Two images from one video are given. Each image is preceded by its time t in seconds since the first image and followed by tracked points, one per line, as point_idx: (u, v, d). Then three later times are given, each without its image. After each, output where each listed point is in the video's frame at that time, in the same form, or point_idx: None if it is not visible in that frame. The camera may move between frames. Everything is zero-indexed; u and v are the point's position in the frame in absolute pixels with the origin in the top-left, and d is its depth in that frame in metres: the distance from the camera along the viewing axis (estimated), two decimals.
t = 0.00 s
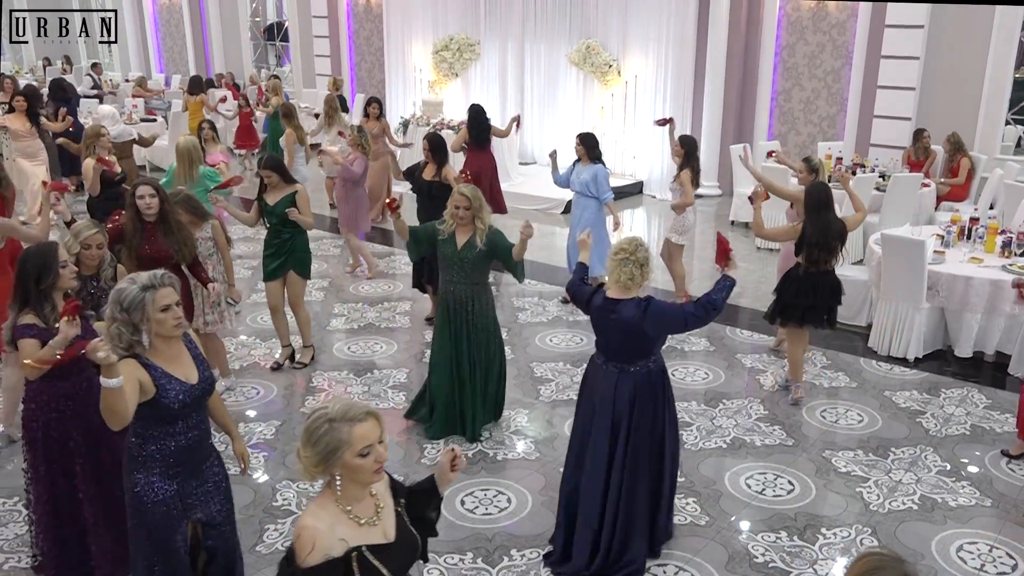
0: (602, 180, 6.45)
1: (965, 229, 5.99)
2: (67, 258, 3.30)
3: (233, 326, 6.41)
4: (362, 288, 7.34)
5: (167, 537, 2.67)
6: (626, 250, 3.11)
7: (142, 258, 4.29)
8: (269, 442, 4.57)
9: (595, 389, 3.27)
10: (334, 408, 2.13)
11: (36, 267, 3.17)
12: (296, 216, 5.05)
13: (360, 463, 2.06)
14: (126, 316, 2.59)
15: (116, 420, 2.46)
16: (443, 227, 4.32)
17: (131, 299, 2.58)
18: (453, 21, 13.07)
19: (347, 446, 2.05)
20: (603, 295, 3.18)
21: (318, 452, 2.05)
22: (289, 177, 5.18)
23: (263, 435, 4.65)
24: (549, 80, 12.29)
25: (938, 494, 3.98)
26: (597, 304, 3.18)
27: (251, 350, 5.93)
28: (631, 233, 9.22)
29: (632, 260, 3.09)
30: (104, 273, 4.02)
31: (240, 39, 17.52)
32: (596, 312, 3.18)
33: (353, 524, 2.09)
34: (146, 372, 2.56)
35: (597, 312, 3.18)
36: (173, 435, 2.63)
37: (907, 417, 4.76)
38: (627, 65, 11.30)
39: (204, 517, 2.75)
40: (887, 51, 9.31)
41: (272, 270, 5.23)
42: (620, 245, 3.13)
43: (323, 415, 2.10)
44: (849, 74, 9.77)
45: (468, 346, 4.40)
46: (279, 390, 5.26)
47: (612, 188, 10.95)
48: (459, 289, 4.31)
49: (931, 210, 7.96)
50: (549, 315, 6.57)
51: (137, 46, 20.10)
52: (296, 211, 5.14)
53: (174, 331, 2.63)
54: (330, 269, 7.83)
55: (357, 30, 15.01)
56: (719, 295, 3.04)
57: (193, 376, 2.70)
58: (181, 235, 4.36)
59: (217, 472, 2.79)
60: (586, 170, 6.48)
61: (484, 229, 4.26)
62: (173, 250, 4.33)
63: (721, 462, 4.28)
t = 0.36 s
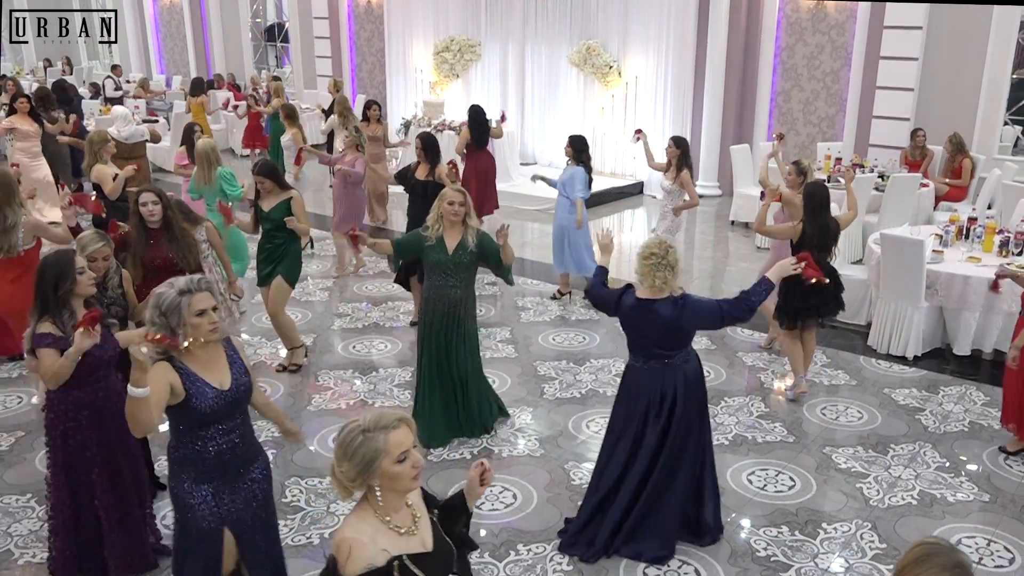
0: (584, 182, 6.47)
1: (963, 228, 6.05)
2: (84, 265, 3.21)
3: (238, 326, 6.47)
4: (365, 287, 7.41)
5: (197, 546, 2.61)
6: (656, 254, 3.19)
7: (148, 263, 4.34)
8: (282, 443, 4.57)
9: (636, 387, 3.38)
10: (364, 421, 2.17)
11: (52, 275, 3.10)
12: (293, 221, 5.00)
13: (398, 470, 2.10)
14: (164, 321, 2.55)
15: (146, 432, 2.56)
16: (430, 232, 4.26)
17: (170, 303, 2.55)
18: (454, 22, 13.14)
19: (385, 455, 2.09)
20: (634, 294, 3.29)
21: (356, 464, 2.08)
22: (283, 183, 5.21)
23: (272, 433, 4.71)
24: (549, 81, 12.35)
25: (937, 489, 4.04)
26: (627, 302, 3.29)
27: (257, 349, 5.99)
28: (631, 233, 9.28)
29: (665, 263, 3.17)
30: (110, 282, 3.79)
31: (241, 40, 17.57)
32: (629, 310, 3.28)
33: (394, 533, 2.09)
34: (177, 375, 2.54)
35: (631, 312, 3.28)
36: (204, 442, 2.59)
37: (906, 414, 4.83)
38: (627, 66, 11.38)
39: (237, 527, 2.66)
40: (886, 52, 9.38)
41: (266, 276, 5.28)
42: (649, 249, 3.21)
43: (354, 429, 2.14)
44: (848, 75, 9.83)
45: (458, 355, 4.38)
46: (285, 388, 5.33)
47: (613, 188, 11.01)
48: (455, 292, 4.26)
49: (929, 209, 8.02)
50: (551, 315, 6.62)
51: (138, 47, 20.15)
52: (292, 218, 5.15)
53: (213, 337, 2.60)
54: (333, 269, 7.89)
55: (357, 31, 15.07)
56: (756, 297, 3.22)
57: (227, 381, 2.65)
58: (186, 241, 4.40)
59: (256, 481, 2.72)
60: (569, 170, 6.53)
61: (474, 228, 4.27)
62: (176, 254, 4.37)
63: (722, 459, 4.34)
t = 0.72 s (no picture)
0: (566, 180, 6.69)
1: (962, 228, 6.12)
2: (103, 267, 3.17)
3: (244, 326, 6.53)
4: (369, 287, 7.47)
5: (220, 546, 2.67)
6: (681, 248, 3.23)
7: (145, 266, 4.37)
8: (292, 445, 4.62)
9: (656, 375, 3.44)
10: (420, 417, 2.19)
11: (67, 274, 3.09)
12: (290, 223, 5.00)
13: (447, 471, 2.11)
14: (189, 324, 2.57)
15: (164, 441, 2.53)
16: (430, 240, 4.23)
17: (195, 306, 2.56)
18: (456, 23, 13.19)
19: (437, 455, 2.09)
20: (659, 290, 3.33)
21: (408, 460, 2.08)
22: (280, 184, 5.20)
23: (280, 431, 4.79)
24: (549, 82, 12.42)
25: (936, 485, 4.11)
26: (653, 298, 3.32)
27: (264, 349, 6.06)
28: (632, 233, 9.35)
29: (689, 255, 3.22)
30: (117, 279, 3.75)
31: (240, 41, 17.63)
32: (655, 306, 3.32)
33: (437, 529, 2.12)
34: (197, 381, 2.56)
35: (659, 307, 3.32)
36: (232, 441, 2.62)
37: (905, 411, 4.90)
38: (628, 67, 11.45)
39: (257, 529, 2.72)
40: (885, 52, 9.45)
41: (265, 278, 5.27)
42: (673, 245, 3.25)
43: (409, 424, 2.14)
44: (847, 76, 9.90)
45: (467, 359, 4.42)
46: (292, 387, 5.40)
47: (614, 189, 11.08)
48: (466, 293, 4.34)
49: (928, 210, 8.10)
50: (552, 315, 6.68)
51: (138, 49, 20.21)
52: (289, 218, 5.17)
53: (234, 344, 2.59)
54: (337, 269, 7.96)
55: (359, 32, 15.13)
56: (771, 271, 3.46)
57: (248, 387, 2.65)
58: (188, 244, 4.38)
59: (281, 485, 2.76)
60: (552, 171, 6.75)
61: (472, 226, 4.35)
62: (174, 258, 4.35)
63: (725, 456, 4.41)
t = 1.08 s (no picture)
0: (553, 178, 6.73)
1: (958, 228, 6.18)
2: (107, 275, 3.19)
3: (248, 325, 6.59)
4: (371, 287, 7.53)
5: (215, 556, 2.64)
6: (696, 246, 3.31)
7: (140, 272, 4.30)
8: (294, 442, 4.68)
9: (668, 369, 3.49)
10: (483, 412, 2.24)
11: (72, 280, 3.11)
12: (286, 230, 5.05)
13: (511, 465, 2.17)
14: (201, 334, 2.56)
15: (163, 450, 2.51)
16: (441, 243, 4.26)
17: (207, 315, 2.55)
18: (455, 25, 13.24)
19: (502, 449, 2.16)
20: (676, 285, 3.39)
21: (475, 454, 2.14)
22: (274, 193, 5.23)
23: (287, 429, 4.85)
24: (548, 83, 12.49)
25: (934, 481, 4.17)
26: (670, 294, 3.38)
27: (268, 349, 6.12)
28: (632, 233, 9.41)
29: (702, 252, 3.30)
30: (126, 290, 3.82)
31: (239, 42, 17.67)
32: (673, 302, 3.37)
33: (500, 524, 2.16)
34: (205, 392, 2.54)
35: (677, 301, 3.37)
36: (238, 455, 2.60)
37: (903, 409, 4.96)
38: (627, 67, 11.52)
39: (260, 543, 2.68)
40: (883, 54, 9.52)
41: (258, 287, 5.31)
42: (687, 243, 3.33)
43: (474, 419, 2.20)
44: (845, 77, 9.97)
45: (471, 369, 4.45)
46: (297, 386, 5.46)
47: (614, 189, 11.15)
48: (477, 294, 4.42)
49: (925, 210, 8.18)
50: (553, 314, 6.74)
51: (136, 50, 20.25)
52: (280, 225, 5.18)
53: (246, 355, 2.57)
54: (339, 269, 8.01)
55: (358, 33, 15.17)
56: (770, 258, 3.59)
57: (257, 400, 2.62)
58: (181, 248, 4.33)
59: (287, 500, 2.72)
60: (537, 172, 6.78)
61: (474, 228, 4.45)
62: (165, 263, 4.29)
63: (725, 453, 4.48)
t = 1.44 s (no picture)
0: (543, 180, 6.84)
1: (951, 228, 6.26)
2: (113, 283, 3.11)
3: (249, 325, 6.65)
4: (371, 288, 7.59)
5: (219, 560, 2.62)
6: (702, 242, 3.39)
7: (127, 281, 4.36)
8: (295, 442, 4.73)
9: (675, 363, 3.59)
10: (525, 418, 2.22)
11: (77, 289, 3.03)
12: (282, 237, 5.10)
13: (555, 467, 2.15)
14: (217, 344, 2.54)
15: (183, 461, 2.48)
16: (439, 249, 4.31)
17: (224, 326, 2.52)
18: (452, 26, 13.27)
19: (548, 452, 2.14)
20: (685, 281, 3.49)
21: (520, 457, 2.11)
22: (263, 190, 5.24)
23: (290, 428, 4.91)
24: (544, 84, 12.55)
25: (928, 476, 4.24)
26: (680, 288, 3.48)
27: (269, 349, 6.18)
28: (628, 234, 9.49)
29: (710, 248, 3.38)
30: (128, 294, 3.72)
31: (234, 43, 17.69)
32: (684, 296, 3.47)
33: (542, 528, 2.12)
34: (226, 406, 2.51)
35: (686, 295, 3.47)
36: (253, 470, 2.57)
37: (898, 406, 5.04)
38: (623, 69, 11.59)
39: (273, 556, 2.66)
40: (876, 55, 9.60)
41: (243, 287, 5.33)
42: (696, 241, 3.40)
43: (517, 423, 2.18)
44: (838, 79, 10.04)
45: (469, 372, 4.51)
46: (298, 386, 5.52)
47: (610, 189, 11.21)
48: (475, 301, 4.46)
49: (918, 210, 8.26)
50: (552, 314, 6.81)
51: (131, 50, 20.23)
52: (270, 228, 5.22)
53: (263, 365, 2.56)
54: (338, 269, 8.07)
55: (353, 34, 15.19)
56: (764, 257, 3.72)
57: (275, 412, 2.60)
58: (168, 256, 4.34)
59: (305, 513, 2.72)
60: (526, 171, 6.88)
61: (470, 235, 4.51)
62: (152, 271, 4.31)
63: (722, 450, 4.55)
